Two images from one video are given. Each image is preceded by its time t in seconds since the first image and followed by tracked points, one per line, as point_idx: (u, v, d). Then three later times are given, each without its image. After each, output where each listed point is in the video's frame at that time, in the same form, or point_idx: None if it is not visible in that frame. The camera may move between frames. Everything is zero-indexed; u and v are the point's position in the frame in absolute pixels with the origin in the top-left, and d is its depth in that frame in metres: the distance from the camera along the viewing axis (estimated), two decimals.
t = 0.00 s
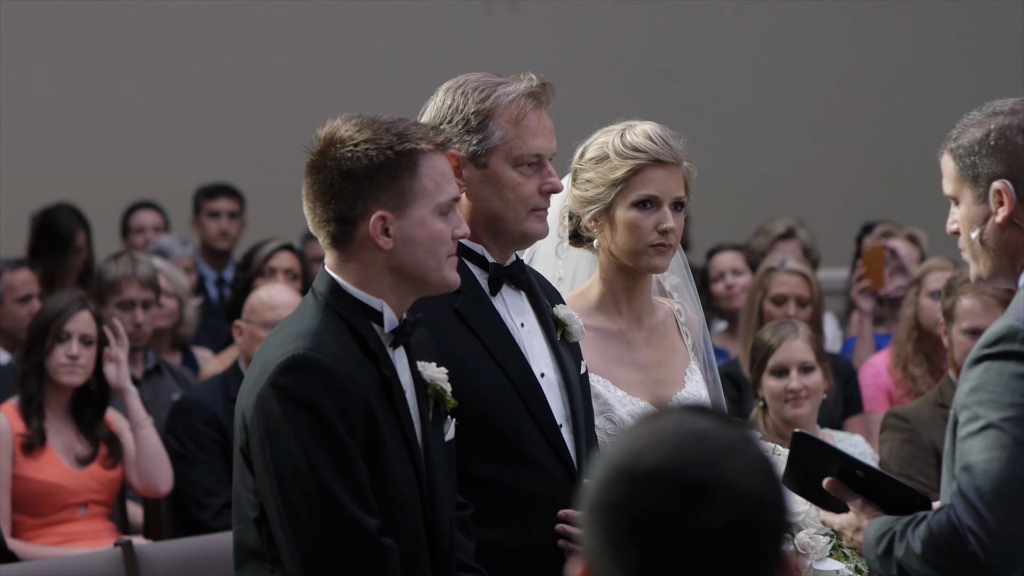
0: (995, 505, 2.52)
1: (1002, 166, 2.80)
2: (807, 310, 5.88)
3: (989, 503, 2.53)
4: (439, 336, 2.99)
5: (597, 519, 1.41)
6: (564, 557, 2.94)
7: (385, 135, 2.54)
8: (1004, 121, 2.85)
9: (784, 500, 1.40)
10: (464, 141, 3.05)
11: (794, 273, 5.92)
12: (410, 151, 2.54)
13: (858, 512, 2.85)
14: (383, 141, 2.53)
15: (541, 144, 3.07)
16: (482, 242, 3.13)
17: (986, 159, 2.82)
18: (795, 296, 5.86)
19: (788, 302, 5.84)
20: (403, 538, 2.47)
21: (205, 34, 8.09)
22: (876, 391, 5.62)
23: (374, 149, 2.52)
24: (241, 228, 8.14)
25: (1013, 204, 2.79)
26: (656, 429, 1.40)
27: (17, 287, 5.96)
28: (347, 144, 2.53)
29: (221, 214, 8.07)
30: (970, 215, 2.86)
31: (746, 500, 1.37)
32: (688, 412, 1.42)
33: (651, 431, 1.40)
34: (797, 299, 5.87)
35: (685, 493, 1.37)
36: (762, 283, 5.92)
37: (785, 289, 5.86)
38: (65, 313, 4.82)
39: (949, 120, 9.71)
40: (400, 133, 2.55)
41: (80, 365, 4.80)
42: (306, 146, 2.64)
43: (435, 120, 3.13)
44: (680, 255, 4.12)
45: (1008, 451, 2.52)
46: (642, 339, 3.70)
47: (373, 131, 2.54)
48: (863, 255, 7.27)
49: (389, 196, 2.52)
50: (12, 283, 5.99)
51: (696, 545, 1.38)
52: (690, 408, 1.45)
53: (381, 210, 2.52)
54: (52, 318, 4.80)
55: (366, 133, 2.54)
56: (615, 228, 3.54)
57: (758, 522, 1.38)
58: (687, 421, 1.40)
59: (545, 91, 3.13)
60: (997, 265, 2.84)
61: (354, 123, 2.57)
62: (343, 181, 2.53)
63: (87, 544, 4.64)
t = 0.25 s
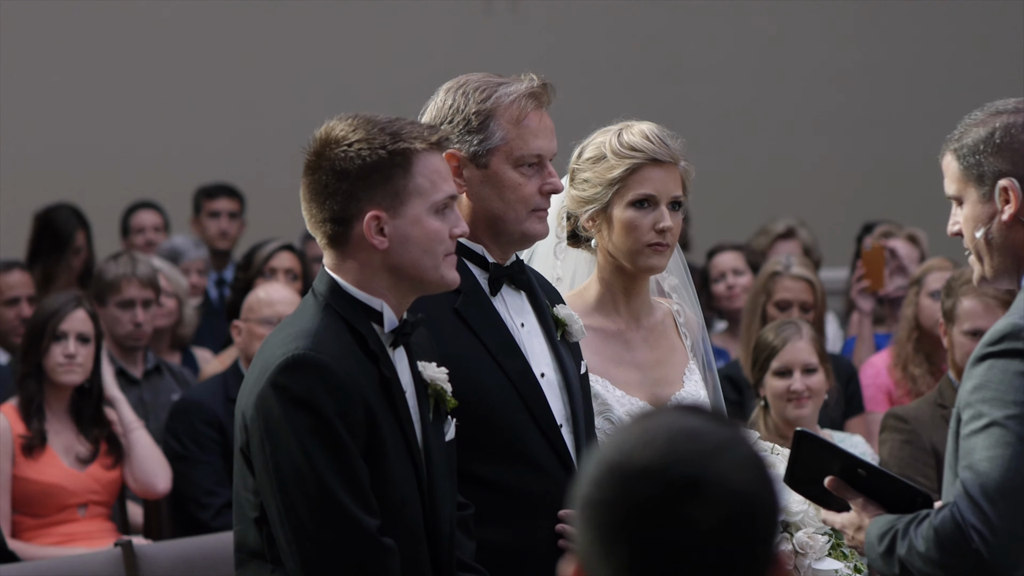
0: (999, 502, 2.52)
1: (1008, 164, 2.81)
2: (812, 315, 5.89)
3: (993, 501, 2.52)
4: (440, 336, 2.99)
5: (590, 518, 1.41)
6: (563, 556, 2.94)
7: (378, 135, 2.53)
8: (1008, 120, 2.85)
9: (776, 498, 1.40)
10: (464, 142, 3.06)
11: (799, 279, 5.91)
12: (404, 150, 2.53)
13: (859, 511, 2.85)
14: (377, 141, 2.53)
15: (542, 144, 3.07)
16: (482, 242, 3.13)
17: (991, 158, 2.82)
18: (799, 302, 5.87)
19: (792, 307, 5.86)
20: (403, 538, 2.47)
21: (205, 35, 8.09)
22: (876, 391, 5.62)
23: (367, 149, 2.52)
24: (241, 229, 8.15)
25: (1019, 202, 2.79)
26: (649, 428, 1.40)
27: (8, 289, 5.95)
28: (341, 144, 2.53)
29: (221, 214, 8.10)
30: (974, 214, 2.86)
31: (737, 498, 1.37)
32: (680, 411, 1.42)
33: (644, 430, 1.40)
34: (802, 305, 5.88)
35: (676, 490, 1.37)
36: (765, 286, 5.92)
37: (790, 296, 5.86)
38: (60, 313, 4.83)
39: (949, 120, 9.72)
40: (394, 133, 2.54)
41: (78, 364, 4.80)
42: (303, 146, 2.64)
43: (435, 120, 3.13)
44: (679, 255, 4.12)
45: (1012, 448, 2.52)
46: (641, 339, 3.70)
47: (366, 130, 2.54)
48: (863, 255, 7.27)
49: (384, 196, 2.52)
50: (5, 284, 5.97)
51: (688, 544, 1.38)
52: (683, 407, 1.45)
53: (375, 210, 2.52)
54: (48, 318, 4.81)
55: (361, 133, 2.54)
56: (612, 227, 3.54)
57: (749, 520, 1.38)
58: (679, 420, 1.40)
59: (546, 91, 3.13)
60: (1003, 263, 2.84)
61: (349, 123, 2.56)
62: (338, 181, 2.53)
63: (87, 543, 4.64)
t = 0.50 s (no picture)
0: (1005, 502, 2.52)
1: (1008, 163, 2.81)
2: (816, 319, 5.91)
3: (999, 500, 2.52)
4: (441, 336, 2.99)
5: (582, 520, 1.41)
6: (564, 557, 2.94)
7: (375, 135, 2.53)
8: (1008, 119, 2.85)
9: (767, 499, 1.40)
10: (464, 141, 3.06)
11: (804, 283, 5.92)
12: (401, 150, 2.53)
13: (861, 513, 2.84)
14: (373, 141, 2.52)
15: (542, 144, 3.07)
16: (481, 242, 3.13)
17: (991, 157, 2.82)
18: (803, 306, 5.89)
19: (796, 311, 5.88)
20: (402, 538, 2.47)
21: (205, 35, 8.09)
22: (876, 391, 5.62)
23: (363, 150, 2.51)
24: (241, 229, 8.17)
25: (1021, 201, 2.79)
26: (641, 428, 1.40)
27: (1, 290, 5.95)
28: (337, 145, 2.53)
29: (221, 214, 8.11)
30: (974, 214, 2.86)
31: (728, 498, 1.38)
32: (673, 411, 1.42)
33: (636, 429, 1.40)
34: (806, 308, 5.90)
35: (667, 491, 1.37)
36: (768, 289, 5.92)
37: (795, 299, 5.88)
38: (52, 312, 4.84)
39: (949, 120, 9.72)
40: (391, 133, 2.54)
41: (76, 361, 4.80)
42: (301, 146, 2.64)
43: (434, 120, 3.13)
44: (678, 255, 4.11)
45: (1018, 447, 2.52)
46: (640, 339, 3.70)
47: (363, 131, 2.54)
48: (863, 255, 7.27)
49: (381, 196, 2.52)
50: None
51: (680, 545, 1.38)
52: (676, 407, 1.45)
53: (372, 210, 2.52)
54: (41, 318, 4.82)
55: (358, 133, 2.53)
56: (612, 227, 3.54)
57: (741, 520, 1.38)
58: (671, 420, 1.40)
59: (545, 91, 3.13)
60: (1003, 262, 2.84)
61: (346, 123, 2.56)
62: (335, 181, 2.53)
63: (88, 543, 4.64)
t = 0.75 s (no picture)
0: (1012, 502, 2.50)
1: (1011, 163, 2.81)
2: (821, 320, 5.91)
3: (1006, 499, 2.50)
4: (441, 336, 2.99)
5: (575, 520, 1.41)
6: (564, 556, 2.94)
7: (372, 135, 2.53)
8: (1011, 119, 2.85)
9: (760, 498, 1.40)
10: (462, 141, 3.06)
11: (810, 284, 5.92)
12: (399, 150, 2.53)
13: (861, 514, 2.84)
14: (371, 141, 2.52)
15: (540, 144, 3.07)
16: (480, 242, 3.13)
17: (994, 157, 2.82)
18: (807, 307, 5.89)
19: (801, 312, 5.88)
20: (402, 538, 2.47)
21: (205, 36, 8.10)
22: (876, 391, 5.62)
23: (361, 150, 2.52)
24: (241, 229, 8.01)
25: None
26: (634, 428, 1.40)
27: None
28: (335, 145, 2.54)
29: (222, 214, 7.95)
30: (976, 214, 2.85)
31: (720, 498, 1.37)
32: (666, 411, 1.42)
33: (630, 429, 1.40)
34: (810, 309, 5.90)
35: (660, 491, 1.37)
36: (774, 290, 5.92)
37: (799, 300, 5.88)
38: (47, 312, 4.84)
39: (949, 120, 9.73)
40: (388, 133, 2.54)
41: (74, 359, 4.81)
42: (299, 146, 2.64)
43: (432, 120, 3.13)
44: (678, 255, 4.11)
45: None
46: (641, 339, 3.70)
47: (360, 131, 2.54)
48: (863, 255, 7.27)
49: (379, 196, 2.52)
50: None
51: (673, 544, 1.38)
52: (669, 407, 1.44)
53: (369, 210, 2.52)
54: (36, 318, 4.82)
55: (356, 133, 2.54)
56: (612, 227, 3.54)
57: (734, 520, 1.38)
58: (665, 420, 1.40)
59: (543, 91, 3.13)
60: (1004, 262, 2.84)
61: (345, 123, 2.57)
62: (334, 181, 2.53)
63: (89, 543, 4.64)
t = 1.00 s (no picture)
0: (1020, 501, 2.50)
1: (1017, 161, 2.81)
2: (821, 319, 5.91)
3: (1015, 498, 2.50)
4: (440, 336, 2.99)
5: (572, 520, 1.41)
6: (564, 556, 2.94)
7: (369, 135, 2.53)
8: (1016, 117, 2.85)
9: (757, 498, 1.40)
10: (462, 141, 3.05)
11: (811, 283, 5.92)
12: (396, 150, 2.53)
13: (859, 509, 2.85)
14: (368, 141, 2.52)
15: (539, 144, 3.07)
16: (479, 242, 3.13)
17: (1000, 155, 2.82)
18: (809, 306, 5.89)
19: (802, 311, 5.88)
20: (401, 539, 2.47)
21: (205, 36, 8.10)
22: (876, 391, 5.62)
23: (358, 150, 2.51)
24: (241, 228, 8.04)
25: None
26: (631, 427, 1.40)
27: None
28: (332, 145, 2.53)
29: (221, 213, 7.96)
30: (980, 212, 2.86)
31: (715, 497, 1.37)
32: (663, 411, 1.42)
33: (626, 429, 1.40)
34: (811, 308, 5.90)
35: (657, 490, 1.37)
36: (775, 289, 5.91)
37: (801, 298, 5.88)
38: (46, 312, 4.84)
39: (949, 120, 9.72)
40: (385, 133, 2.54)
41: (74, 359, 4.81)
42: (297, 146, 2.64)
43: (431, 120, 3.13)
44: (677, 255, 4.11)
45: None
46: (640, 338, 3.70)
47: (358, 131, 2.54)
48: (863, 255, 7.26)
49: (376, 196, 2.52)
50: None
51: (670, 544, 1.38)
52: (666, 407, 1.44)
53: (367, 210, 2.52)
54: (35, 318, 4.82)
55: (353, 133, 2.54)
56: (612, 227, 3.54)
57: (731, 519, 1.38)
58: (662, 419, 1.40)
59: (543, 91, 3.12)
60: (1006, 261, 2.85)
61: (342, 123, 2.57)
62: (331, 182, 2.53)
63: (88, 544, 4.64)
